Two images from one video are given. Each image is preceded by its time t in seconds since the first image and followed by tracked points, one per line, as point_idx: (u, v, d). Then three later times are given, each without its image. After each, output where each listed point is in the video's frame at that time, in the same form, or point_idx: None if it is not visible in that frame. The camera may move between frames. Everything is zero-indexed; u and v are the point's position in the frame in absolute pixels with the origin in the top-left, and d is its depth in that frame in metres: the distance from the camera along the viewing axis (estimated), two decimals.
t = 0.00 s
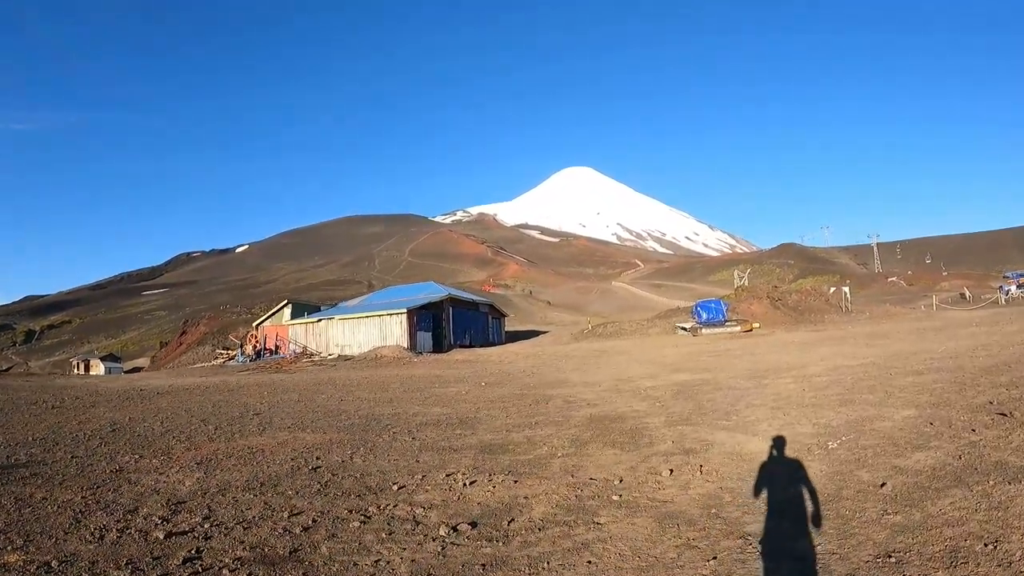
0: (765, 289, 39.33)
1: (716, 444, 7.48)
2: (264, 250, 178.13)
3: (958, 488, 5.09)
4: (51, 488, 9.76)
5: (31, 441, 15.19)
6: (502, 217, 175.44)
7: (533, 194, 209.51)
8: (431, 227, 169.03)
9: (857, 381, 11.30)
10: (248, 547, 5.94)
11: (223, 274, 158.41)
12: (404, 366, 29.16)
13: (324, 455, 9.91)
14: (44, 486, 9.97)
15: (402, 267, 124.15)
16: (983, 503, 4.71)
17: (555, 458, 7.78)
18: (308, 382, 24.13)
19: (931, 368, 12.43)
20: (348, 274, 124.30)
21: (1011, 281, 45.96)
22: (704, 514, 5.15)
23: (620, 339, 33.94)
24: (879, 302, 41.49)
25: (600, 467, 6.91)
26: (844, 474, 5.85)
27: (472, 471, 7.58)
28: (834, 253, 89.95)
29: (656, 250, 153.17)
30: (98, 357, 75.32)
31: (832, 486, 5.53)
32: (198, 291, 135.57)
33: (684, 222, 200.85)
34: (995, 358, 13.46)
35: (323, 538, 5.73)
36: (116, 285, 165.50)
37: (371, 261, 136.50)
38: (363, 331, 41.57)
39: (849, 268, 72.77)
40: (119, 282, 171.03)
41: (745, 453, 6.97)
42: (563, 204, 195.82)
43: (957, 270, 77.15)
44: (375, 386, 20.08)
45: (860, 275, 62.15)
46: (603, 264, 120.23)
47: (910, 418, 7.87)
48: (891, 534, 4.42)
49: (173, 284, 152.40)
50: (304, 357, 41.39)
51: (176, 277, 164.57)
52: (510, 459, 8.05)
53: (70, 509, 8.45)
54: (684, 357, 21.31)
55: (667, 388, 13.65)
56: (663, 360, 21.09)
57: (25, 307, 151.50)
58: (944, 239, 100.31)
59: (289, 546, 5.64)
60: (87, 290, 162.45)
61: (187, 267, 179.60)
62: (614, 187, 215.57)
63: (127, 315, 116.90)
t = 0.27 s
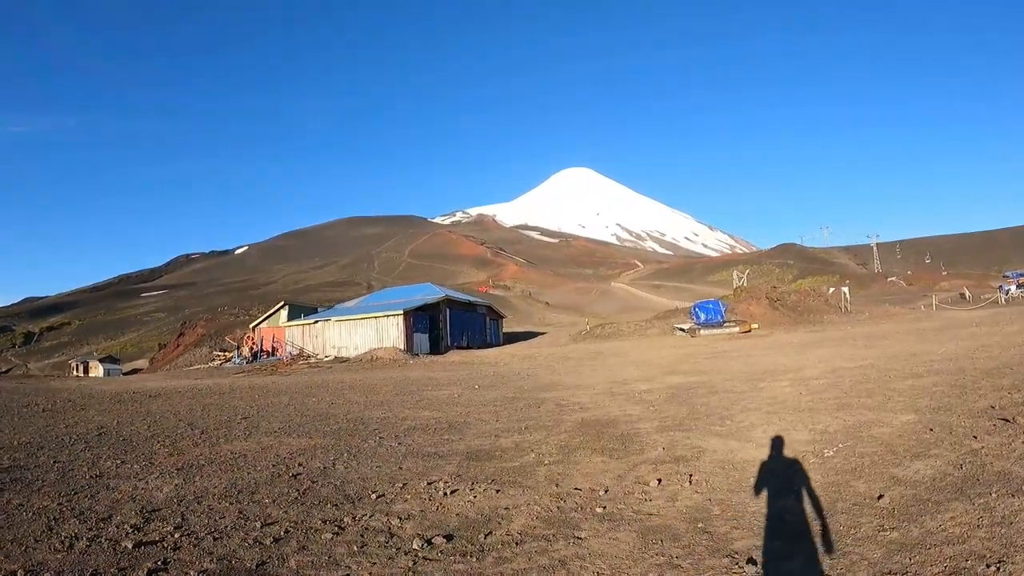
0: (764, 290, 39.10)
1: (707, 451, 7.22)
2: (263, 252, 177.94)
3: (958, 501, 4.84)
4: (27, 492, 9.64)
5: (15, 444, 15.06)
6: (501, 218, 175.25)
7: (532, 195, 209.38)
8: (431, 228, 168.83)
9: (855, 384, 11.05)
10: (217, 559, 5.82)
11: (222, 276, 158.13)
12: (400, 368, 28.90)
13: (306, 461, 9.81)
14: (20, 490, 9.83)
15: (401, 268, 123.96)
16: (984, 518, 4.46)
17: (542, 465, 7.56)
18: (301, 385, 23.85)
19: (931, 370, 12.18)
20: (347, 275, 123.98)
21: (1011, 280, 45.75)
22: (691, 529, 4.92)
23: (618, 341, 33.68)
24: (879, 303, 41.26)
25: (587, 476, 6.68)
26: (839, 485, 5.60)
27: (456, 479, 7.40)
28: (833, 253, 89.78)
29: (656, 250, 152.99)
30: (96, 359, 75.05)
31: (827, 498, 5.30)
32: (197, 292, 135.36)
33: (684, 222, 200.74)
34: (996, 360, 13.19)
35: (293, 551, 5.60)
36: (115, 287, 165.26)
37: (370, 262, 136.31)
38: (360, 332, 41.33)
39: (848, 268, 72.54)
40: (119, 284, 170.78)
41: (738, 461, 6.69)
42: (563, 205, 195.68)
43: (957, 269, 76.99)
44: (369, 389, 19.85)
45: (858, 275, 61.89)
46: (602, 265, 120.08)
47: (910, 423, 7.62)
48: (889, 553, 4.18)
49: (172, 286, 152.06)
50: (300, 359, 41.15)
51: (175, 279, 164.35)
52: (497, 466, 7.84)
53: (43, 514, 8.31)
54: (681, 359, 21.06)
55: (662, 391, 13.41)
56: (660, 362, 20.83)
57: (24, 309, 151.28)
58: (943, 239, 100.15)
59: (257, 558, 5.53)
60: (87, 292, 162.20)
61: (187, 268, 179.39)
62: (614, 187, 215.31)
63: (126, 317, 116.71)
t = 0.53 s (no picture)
0: (764, 290, 38.85)
1: (699, 455, 6.98)
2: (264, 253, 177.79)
3: (960, 510, 4.60)
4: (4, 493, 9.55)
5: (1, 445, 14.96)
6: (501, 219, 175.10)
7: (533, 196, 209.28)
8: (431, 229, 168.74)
9: (854, 385, 10.81)
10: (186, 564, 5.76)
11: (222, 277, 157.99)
12: (397, 369, 28.67)
13: (289, 464, 9.77)
14: None
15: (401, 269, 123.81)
16: (987, 530, 4.23)
17: (529, 469, 7.38)
18: (296, 386, 23.65)
19: (932, 371, 11.94)
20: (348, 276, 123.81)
21: (1012, 280, 45.56)
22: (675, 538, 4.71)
23: (617, 341, 33.45)
24: (879, 303, 41.05)
25: (573, 482, 6.49)
26: (833, 491, 5.37)
27: (439, 482, 7.27)
28: (833, 254, 89.60)
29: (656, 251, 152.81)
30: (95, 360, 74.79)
31: (820, 506, 5.08)
32: (198, 294, 135.13)
33: (684, 223, 200.59)
34: (998, 361, 12.95)
35: (264, 558, 5.51)
36: (116, 288, 165.07)
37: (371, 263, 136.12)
38: (357, 333, 41.10)
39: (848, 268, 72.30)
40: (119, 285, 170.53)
41: (730, 466, 6.45)
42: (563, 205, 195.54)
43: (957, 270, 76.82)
44: (363, 391, 19.61)
45: (859, 276, 61.63)
46: (603, 266, 119.93)
47: (909, 427, 7.38)
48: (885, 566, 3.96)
49: (173, 287, 151.95)
50: (298, 360, 40.92)
51: (176, 280, 164.13)
52: (482, 469, 7.70)
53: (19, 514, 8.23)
54: (679, 360, 20.82)
55: (658, 392, 13.17)
56: (658, 363, 20.60)
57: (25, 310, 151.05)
58: (943, 239, 99.98)
59: (227, 563, 5.47)
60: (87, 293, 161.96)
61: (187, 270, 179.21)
62: (614, 187, 215.09)
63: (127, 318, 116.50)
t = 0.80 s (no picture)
0: (764, 290, 38.59)
1: (689, 461, 6.74)
2: (265, 253, 177.63)
3: (958, 522, 4.38)
4: None
5: None
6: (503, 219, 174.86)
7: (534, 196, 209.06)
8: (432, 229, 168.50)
9: (853, 388, 10.57)
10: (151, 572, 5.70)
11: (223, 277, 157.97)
12: (394, 370, 28.45)
13: (271, 467, 9.71)
14: None
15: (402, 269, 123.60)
16: (985, 547, 3.99)
17: (514, 474, 7.21)
18: (290, 387, 23.46)
19: (932, 373, 11.72)
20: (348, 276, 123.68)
21: (1014, 280, 45.27)
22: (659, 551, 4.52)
23: (616, 342, 33.22)
24: (880, 303, 40.77)
25: (557, 489, 6.30)
26: (826, 501, 5.15)
27: (420, 488, 7.15)
28: (835, 253, 89.31)
29: (657, 251, 152.55)
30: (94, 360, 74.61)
31: (810, 518, 4.86)
32: (199, 294, 134.93)
33: (685, 223, 200.24)
34: (1000, 362, 12.69)
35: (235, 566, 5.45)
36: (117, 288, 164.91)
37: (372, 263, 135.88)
38: (356, 334, 40.84)
39: (850, 268, 72.07)
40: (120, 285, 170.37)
41: (720, 473, 6.22)
42: (564, 205, 195.32)
43: (959, 269, 76.50)
44: (357, 392, 19.38)
45: (859, 275, 61.37)
46: (604, 266, 119.68)
47: (908, 431, 7.14)
48: None
49: (174, 288, 151.91)
50: (296, 361, 40.67)
51: (177, 280, 163.93)
52: (466, 474, 7.56)
53: None
54: (677, 360, 20.59)
55: (653, 394, 12.93)
56: (656, 364, 20.36)
57: (26, 311, 150.93)
58: (945, 239, 99.68)
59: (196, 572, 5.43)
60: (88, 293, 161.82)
61: (188, 270, 179.05)
62: (615, 187, 214.87)
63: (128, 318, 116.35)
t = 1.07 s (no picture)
0: (762, 291, 38.37)
1: (678, 467, 6.53)
2: (263, 253, 177.38)
3: (954, 536, 4.18)
4: None
5: None
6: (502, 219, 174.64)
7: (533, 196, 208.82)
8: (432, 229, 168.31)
9: (849, 390, 10.38)
10: None
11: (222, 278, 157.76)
12: (389, 371, 28.26)
13: (254, 471, 9.62)
14: None
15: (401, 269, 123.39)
16: (980, 564, 3.80)
17: (498, 479, 7.04)
18: (283, 388, 23.24)
19: (930, 375, 11.51)
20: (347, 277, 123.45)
21: (1013, 280, 45.10)
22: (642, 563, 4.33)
23: (613, 342, 33.00)
24: (878, 303, 40.59)
25: (541, 494, 6.11)
26: (817, 511, 4.96)
27: (401, 493, 7.02)
28: (833, 253, 89.16)
29: (657, 252, 152.37)
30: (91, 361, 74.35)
31: (799, 529, 4.68)
32: (197, 294, 134.66)
33: (684, 224, 200.10)
34: (999, 363, 12.47)
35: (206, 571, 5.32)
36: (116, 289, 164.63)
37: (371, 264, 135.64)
38: (352, 334, 40.61)
39: (848, 268, 71.95)
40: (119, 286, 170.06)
41: (710, 479, 6.01)
42: (564, 206, 195.10)
43: (958, 269, 76.29)
44: (349, 394, 19.17)
45: (858, 275, 61.20)
46: (603, 266, 119.47)
47: (904, 436, 6.94)
48: None
49: (173, 288, 151.64)
50: (291, 362, 40.44)
51: (176, 281, 163.64)
52: (449, 479, 7.41)
53: None
54: (674, 362, 20.38)
55: (647, 397, 12.73)
56: (652, 365, 20.15)
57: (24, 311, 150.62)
58: (944, 239, 99.53)
59: None
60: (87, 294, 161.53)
61: (187, 270, 178.75)
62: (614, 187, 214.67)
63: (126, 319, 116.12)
